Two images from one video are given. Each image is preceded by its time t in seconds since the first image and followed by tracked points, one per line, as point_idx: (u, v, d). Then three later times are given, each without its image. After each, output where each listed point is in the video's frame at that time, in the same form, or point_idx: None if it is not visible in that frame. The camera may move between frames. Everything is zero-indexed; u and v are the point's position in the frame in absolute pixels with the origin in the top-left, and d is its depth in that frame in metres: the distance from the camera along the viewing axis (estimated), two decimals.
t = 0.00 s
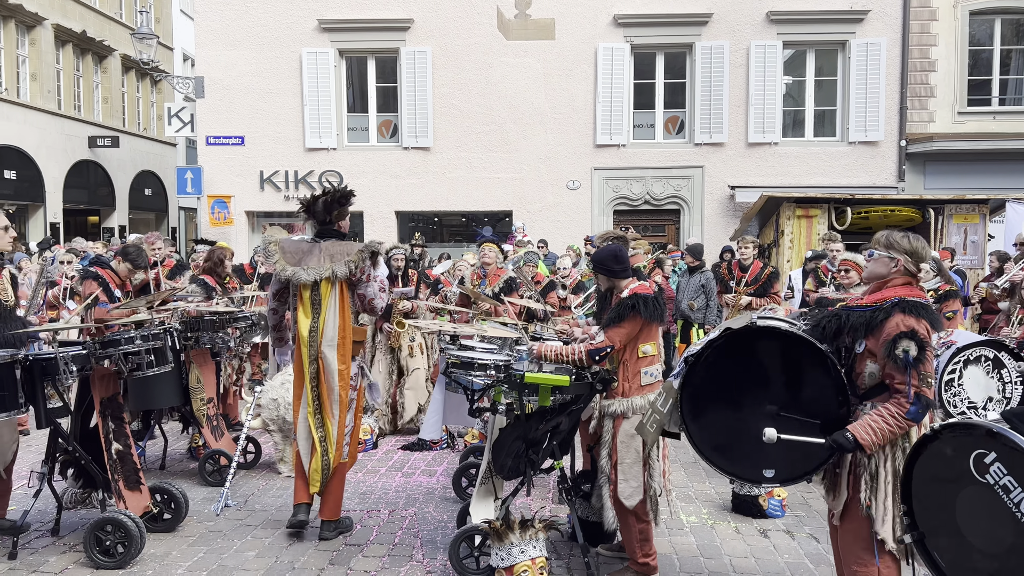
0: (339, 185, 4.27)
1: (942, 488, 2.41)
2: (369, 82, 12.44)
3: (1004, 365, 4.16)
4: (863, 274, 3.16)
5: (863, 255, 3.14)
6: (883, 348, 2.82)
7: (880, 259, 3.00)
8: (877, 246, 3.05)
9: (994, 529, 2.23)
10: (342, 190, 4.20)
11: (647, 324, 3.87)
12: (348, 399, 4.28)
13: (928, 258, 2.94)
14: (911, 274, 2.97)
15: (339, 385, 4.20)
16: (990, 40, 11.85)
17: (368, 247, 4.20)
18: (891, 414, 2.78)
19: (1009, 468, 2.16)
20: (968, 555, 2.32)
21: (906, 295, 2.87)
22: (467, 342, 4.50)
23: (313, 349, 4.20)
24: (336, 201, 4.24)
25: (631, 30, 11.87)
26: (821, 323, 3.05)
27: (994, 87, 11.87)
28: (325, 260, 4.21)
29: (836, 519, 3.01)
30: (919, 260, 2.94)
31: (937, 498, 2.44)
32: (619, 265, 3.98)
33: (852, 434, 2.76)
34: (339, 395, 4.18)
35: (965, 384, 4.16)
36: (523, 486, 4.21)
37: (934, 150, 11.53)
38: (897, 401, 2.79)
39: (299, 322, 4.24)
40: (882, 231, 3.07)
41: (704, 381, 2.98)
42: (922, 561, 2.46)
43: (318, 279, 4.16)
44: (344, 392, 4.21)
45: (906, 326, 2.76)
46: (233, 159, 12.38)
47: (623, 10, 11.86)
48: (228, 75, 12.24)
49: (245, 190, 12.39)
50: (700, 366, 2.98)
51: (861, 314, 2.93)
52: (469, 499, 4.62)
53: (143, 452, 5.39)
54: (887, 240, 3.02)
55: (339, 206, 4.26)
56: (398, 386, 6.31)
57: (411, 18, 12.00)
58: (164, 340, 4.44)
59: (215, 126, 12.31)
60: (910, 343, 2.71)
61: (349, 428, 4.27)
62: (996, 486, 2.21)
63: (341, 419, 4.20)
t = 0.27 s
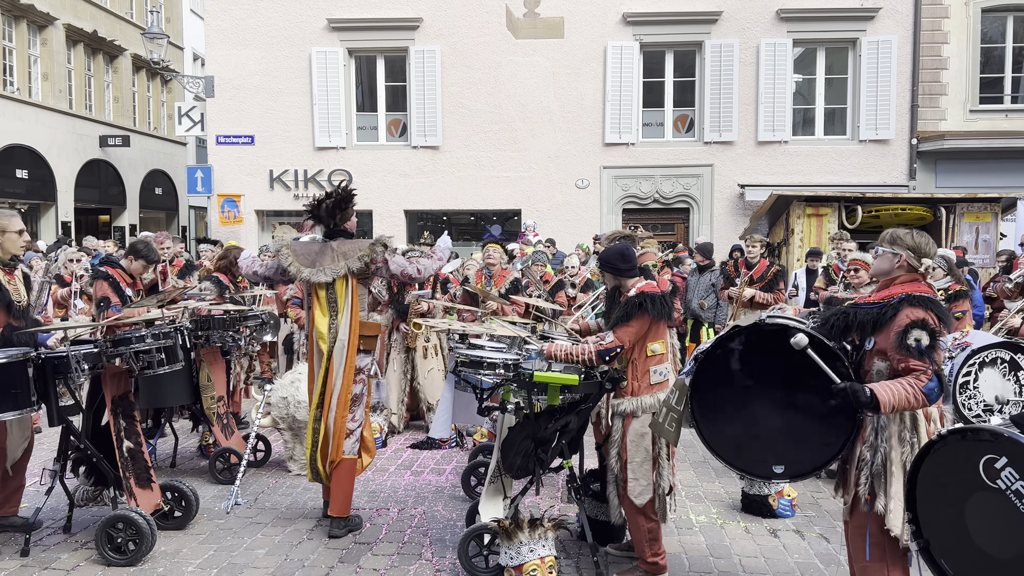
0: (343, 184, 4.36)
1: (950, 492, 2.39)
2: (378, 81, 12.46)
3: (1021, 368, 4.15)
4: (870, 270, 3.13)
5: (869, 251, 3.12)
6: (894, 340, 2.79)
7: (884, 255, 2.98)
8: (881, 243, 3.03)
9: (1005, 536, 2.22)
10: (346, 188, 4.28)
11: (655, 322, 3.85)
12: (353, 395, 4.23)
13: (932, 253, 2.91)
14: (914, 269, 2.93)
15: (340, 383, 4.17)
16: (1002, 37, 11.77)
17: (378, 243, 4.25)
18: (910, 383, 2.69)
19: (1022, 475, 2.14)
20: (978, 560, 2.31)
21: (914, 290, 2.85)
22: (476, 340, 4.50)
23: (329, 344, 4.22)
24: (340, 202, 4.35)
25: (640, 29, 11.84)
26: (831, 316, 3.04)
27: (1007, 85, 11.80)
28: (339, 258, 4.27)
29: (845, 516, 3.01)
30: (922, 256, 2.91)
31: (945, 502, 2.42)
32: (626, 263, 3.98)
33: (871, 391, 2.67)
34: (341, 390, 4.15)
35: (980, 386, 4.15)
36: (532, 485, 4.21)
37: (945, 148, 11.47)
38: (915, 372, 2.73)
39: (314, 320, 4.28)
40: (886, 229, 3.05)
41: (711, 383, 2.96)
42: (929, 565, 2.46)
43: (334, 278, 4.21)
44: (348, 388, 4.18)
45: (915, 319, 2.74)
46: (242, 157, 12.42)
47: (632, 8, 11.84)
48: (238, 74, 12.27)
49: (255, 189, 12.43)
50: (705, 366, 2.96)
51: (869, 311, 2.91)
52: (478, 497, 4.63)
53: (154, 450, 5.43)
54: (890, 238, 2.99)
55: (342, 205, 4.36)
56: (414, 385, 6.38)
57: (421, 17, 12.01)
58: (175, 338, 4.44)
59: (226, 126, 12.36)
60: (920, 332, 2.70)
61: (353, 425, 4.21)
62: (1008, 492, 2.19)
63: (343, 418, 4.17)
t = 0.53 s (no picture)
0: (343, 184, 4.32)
1: (953, 496, 2.37)
2: (387, 81, 12.48)
3: None
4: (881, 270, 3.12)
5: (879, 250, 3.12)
6: (904, 339, 2.78)
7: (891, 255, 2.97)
8: (888, 243, 3.02)
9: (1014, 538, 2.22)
10: (343, 187, 4.23)
11: (662, 320, 3.84)
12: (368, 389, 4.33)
13: (938, 251, 2.90)
14: (924, 268, 2.91)
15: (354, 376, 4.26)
16: (1014, 34, 11.70)
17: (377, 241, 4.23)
18: (910, 393, 2.69)
19: None
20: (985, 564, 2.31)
21: (926, 289, 2.83)
22: (484, 339, 4.50)
23: (336, 342, 4.27)
24: (337, 203, 4.29)
25: (648, 27, 11.82)
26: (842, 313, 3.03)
27: (1018, 82, 11.72)
28: (339, 257, 4.27)
29: (853, 517, 2.98)
30: (929, 253, 2.90)
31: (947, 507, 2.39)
32: (632, 262, 3.96)
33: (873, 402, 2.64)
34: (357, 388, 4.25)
35: (995, 387, 4.29)
36: (540, 484, 4.20)
37: (956, 147, 11.40)
38: (916, 384, 2.72)
39: (320, 319, 4.29)
40: (892, 229, 3.04)
41: (720, 381, 2.96)
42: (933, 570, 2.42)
43: (336, 277, 4.22)
44: (363, 382, 4.27)
45: (930, 318, 2.72)
46: (252, 157, 12.46)
47: (641, 7, 11.82)
48: (247, 74, 12.32)
49: (264, 188, 12.47)
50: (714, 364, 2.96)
51: (882, 310, 2.89)
52: (487, 496, 4.63)
53: (165, 448, 5.46)
54: (896, 237, 2.98)
55: (341, 205, 4.31)
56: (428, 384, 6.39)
57: (429, 16, 12.02)
58: (185, 337, 4.45)
59: (235, 125, 12.40)
60: (931, 335, 2.66)
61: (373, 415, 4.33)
62: (1017, 495, 2.20)
63: (360, 410, 4.26)
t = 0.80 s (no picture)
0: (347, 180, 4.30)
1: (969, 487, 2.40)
2: (394, 80, 12.50)
3: None
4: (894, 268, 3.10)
5: (893, 249, 3.09)
6: (917, 339, 2.76)
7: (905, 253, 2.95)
8: (903, 241, 3.00)
9: None
10: (348, 184, 4.21)
11: (669, 319, 3.82)
12: (375, 385, 4.35)
13: (955, 249, 2.86)
14: (940, 267, 2.89)
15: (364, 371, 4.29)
16: None
17: (380, 241, 4.18)
18: (924, 405, 2.69)
19: None
20: (999, 554, 2.34)
21: (940, 288, 2.81)
22: (491, 338, 4.49)
23: (339, 341, 4.28)
24: (342, 201, 4.27)
25: (656, 25, 11.81)
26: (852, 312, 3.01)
27: None
28: (344, 255, 4.26)
29: (864, 519, 2.95)
30: (945, 252, 2.87)
31: (962, 498, 2.42)
32: (639, 260, 3.94)
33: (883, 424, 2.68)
34: (364, 386, 4.26)
35: (1005, 386, 4.28)
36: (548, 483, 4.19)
37: (966, 145, 11.35)
38: (932, 392, 2.70)
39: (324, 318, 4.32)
40: (906, 227, 3.01)
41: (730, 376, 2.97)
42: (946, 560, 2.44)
43: (339, 276, 4.22)
44: (368, 379, 4.29)
45: (940, 317, 2.70)
46: (260, 156, 12.50)
47: (649, 5, 11.80)
48: (255, 73, 12.35)
49: (272, 187, 12.51)
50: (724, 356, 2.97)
51: (893, 308, 2.88)
52: (495, 495, 4.63)
53: (174, 446, 5.47)
54: (912, 235, 2.95)
55: (347, 202, 4.29)
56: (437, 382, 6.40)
57: (437, 15, 12.03)
58: (194, 335, 4.43)
59: (244, 124, 12.44)
60: (947, 334, 2.64)
61: (382, 409, 4.35)
62: None
63: (367, 406, 4.27)
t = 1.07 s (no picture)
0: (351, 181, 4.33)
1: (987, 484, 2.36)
2: (401, 79, 12.51)
3: None
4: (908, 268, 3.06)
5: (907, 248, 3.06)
6: (926, 342, 2.73)
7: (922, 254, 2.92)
8: (919, 240, 2.96)
9: None
10: (353, 185, 4.26)
11: (676, 319, 3.81)
12: (383, 384, 4.34)
13: (971, 250, 2.83)
14: (956, 268, 2.86)
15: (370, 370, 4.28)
16: None
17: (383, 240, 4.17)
18: (919, 407, 2.68)
19: None
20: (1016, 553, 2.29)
21: (953, 290, 2.78)
22: (499, 337, 4.48)
23: (344, 341, 4.30)
24: (347, 201, 4.29)
25: (663, 24, 11.78)
26: (861, 312, 2.99)
27: None
28: (348, 255, 4.27)
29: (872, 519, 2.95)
30: (962, 253, 2.84)
31: (980, 495, 2.38)
32: (646, 260, 3.93)
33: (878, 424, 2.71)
34: (370, 385, 4.27)
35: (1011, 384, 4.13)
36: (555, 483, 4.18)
37: (974, 143, 11.30)
38: (929, 394, 2.68)
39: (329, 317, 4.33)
40: (922, 226, 2.97)
41: (734, 370, 2.97)
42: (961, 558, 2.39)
43: (343, 275, 4.22)
44: (376, 378, 4.30)
45: (953, 321, 2.67)
46: (267, 156, 12.52)
47: (656, 4, 11.78)
48: (262, 73, 12.38)
49: (280, 187, 12.54)
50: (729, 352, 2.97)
51: (904, 309, 2.85)
52: (501, 494, 4.63)
53: (181, 445, 5.49)
54: (927, 235, 2.92)
55: (352, 202, 4.31)
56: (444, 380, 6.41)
57: (443, 14, 12.04)
58: (201, 335, 4.43)
59: (251, 124, 12.47)
60: (954, 339, 2.63)
61: (391, 409, 4.32)
62: None
63: (375, 405, 4.28)
